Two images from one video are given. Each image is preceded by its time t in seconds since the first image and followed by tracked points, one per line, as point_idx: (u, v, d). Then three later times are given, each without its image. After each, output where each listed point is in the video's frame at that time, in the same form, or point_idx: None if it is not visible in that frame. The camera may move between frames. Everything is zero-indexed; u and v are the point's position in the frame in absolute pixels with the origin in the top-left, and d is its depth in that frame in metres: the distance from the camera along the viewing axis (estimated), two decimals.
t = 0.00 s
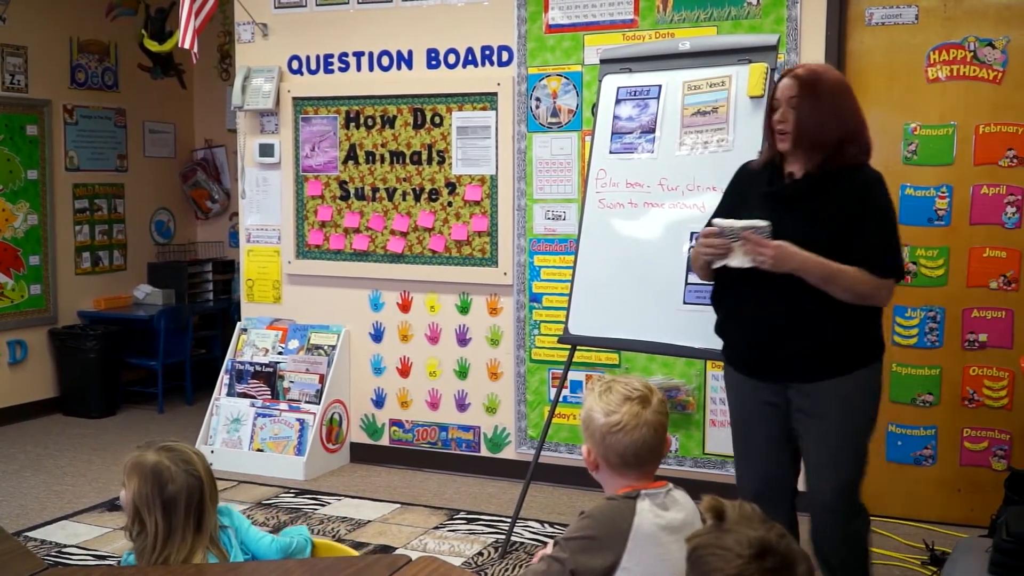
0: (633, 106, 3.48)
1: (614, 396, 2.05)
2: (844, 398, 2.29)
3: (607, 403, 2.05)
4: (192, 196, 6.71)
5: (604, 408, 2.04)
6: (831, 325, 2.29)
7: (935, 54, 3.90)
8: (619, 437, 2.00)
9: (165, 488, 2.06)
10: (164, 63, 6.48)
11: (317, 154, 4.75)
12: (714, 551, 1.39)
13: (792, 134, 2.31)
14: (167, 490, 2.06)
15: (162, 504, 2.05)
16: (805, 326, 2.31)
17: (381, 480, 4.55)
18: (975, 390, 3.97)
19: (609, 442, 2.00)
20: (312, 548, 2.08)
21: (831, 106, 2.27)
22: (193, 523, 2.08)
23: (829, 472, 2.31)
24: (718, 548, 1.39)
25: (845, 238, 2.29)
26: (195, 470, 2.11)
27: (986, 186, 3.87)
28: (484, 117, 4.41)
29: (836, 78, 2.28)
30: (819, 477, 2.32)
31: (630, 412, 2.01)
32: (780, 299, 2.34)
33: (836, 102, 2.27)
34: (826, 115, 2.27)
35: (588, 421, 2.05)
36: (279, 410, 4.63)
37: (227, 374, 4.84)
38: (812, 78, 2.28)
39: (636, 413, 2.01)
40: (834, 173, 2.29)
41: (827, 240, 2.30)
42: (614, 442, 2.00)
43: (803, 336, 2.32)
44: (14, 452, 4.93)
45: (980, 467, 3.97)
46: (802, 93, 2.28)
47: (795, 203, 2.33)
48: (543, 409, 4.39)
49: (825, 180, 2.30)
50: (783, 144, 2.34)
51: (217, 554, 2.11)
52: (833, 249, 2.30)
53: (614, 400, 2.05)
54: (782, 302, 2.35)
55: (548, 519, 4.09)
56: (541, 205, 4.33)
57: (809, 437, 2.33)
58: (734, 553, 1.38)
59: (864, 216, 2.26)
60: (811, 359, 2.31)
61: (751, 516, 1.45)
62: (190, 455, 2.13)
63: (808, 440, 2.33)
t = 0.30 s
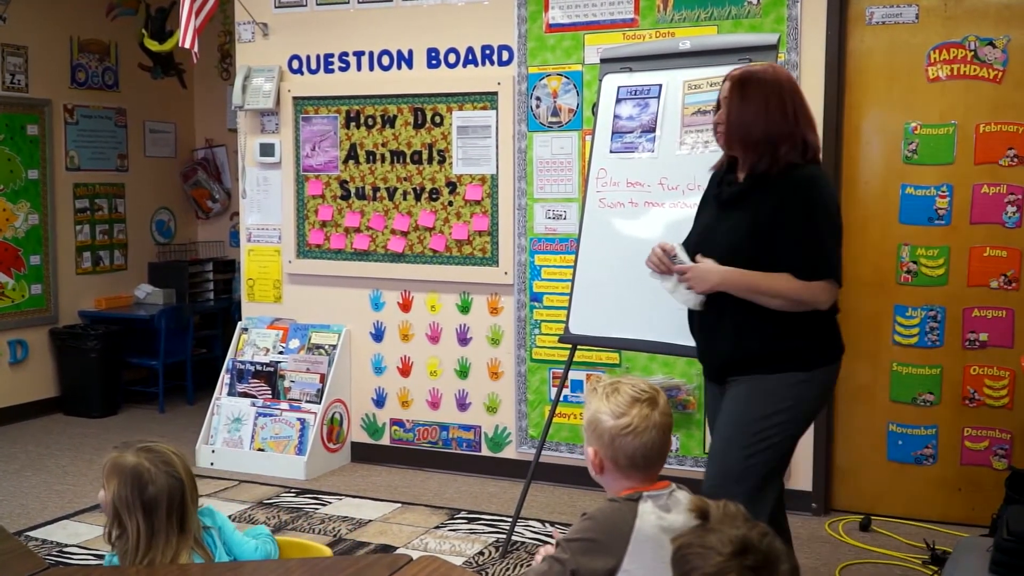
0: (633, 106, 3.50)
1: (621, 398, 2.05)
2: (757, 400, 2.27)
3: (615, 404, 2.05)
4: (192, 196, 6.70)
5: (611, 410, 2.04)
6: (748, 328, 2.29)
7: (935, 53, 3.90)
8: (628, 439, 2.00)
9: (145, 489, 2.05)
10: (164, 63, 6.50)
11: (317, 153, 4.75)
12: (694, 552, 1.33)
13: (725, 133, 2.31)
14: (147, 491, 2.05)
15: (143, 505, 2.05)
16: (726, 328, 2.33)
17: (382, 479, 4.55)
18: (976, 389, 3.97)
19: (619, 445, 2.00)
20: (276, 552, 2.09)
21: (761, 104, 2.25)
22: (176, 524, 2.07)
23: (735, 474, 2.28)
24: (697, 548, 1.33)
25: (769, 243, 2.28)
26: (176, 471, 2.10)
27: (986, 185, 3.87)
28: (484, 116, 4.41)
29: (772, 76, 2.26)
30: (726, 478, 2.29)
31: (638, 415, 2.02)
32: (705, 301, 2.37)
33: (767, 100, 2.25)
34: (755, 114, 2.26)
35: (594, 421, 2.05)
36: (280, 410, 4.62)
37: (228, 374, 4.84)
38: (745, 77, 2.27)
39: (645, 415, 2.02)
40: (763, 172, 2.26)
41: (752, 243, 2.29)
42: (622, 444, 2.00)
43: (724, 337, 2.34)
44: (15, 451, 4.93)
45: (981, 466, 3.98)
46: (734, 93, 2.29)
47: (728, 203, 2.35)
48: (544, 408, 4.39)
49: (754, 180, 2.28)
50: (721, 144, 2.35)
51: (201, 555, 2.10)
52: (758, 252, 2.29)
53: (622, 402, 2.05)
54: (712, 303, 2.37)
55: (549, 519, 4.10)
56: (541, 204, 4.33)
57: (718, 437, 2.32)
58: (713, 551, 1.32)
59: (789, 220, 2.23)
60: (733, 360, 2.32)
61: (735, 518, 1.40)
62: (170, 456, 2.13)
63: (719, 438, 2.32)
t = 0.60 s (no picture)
0: (651, 104, 3.49)
1: (631, 401, 2.05)
2: (704, 406, 2.28)
3: (626, 406, 2.05)
4: (212, 193, 6.73)
5: (622, 413, 2.04)
6: (696, 332, 2.32)
7: (956, 51, 3.88)
8: (636, 442, 2.00)
9: (171, 477, 2.06)
10: (184, 61, 6.42)
11: (335, 151, 4.77)
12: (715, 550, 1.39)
13: (693, 125, 2.32)
14: (172, 479, 2.06)
15: (168, 493, 2.06)
16: (678, 332, 2.36)
17: (401, 476, 4.56)
18: (997, 388, 3.95)
19: (627, 448, 2.00)
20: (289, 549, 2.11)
21: (728, 98, 2.25)
22: (200, 514, 2.08)
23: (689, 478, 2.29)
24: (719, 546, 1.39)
25: (715, 247, 2.28)
26: (201, 460, 2.11)
27: (1008, 183, 3.85)
28: (502, 114, 4.41)
29: (741, 70, 2.26)
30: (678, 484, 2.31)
31: (645, 417, 2.01)
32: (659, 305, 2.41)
33: (734, 94, 2.25)
34: (722, 107, 2.26)
35: (607, 425, 2.06)
36: (299, 407, 4.64)
37: (248, 370, 4.86)
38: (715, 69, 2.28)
39: (653, 420, 2.01)
40: (727, 166, 2.26)
41: (703, 243, 2.29)
42: (629, 448, 2.00)
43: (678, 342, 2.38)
44: (37, 447, 4.97)
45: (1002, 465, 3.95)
46: (703, 84, 2.29)
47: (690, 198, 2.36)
48: (563, 406, 4.39)
49: (716, 174, 2.28)
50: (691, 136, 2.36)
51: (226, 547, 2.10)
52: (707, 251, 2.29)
53: (632, 405, 2.04)
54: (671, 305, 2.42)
55: (568, 516, 4.10)
56: (560, 202, 4.33)
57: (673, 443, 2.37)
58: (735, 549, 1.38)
59: (731, 223, 2.23)
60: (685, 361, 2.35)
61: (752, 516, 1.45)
62: (197, 446, 2.14)
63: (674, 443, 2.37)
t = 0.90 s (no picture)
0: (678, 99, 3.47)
1: (655, 398, 2.04)
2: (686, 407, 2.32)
3: (650, 404, 2.04)
4: (238, 188, 6.76)
5: (646, 410, 2.03)
6: (670, 334, 2.36)
7: (984, 46, 3.85)
8: (662, 439, 1.99)
9: (221, 452, 2.08)
10: (212, 58, 6.39)
11: (361, 147, 4.78)
12: (743, 551, 1.39)
13: (671, 119, 2.38)
14: (223, 455, 2.08)
15: (219, 468, 2.07)
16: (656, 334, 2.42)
17: (426, 471, 4.57)
18: None
19: (653, 445, 1.99)
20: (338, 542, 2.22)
21: (698, 91, 2.29)
22: (248, 492, 2.08)
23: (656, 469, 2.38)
24: (748, 547, 1.39)
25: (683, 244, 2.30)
26: (253, 439, 2.12)
27: None
28: (528, 110, 4.41)
29: (710, 62, 2.29)
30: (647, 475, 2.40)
31: (670, 414, 2.00)
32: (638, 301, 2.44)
33: (702, 87, 2.29)
34: (693, 101, 2.31)
35: (630, 422, 2.05)
36: (324, 402, 4.65)
37: (273, 365, 4.88)
38: (686, 63, 2.32)
39: (678, 417, 2.00)
40: (700, 160, 2.30)
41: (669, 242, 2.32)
42: (655, 445, 1.99)
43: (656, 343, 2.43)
44: (64, 441, 5.02)
45: None
46: (676, 79, 2.34)
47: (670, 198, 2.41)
48: (587, 402, 4.38)
49: (690, 168, 2.33)
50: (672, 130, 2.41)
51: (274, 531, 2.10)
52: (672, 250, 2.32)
53: (657, 402, 2.03)
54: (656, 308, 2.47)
55: (592, 513, 4.10)
56: (585, 198, 4.32)
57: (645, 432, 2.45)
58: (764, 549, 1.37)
59: (691, 219, 2.25)
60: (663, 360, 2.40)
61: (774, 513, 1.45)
62: (249, 427, 2.15)
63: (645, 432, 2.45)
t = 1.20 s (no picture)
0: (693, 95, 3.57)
1: (673, 394, 2.03)
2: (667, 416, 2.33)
3: (669, 401, 2.03)
4: (255, 184, 6.78)
5: (665, 407, 2.02)
6: (644, 340, 2.37)
7: (1002, 42, 3.83)
8: (682, 437, 1.99)
9: (228, 435, 2.11)
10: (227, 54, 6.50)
11: (377, 143, 4.78)
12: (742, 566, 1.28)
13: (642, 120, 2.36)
14: (229, 439, 2.10)
15: (225, 450, 2.11)
16: (631, 337, 2.42)
17: (441, 467, 4.58)
18: None
19: (674, 443, 1.99)
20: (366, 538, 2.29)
21: (669, 92, 2.28)
22: (249, 477, 2.08)
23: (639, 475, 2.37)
24: (744, 560, 1.29)
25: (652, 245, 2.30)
26: (257, 424, 2.10)
27: None
28: (544, 106, 4.40)
29: (681, 62, 2.28)
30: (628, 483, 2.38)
31: (691, 411, 2.00)
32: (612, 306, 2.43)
33: (672, 89, 2.27)
34: (664, 102, 2.29)
35: (648, 419, 2.04)
36: (340, 398, 4.66)
37: (289, 361, 4.89)
38: (656, 64, 2.31)
39: (697, 413, 2.00)
40: (672, 162, 2.30)
41: (637, 244, 2.34)
42: (676, 442, 1.99)
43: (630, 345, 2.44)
44: (81, 436, 5.04)
45: None
46: (646, 80, 2.32)
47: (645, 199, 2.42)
48: (602, 398, 4.37)
49: (663, 170, 2.32)
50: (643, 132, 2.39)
51: (292, 517, 2.07)
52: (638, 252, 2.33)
53: (675, 399, 2.03)
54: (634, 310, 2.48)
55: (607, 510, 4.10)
56: (601, 194, 4.31)
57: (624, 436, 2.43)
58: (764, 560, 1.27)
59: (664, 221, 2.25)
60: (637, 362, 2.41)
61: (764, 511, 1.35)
62: (274, 411, 2.13)
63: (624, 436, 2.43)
